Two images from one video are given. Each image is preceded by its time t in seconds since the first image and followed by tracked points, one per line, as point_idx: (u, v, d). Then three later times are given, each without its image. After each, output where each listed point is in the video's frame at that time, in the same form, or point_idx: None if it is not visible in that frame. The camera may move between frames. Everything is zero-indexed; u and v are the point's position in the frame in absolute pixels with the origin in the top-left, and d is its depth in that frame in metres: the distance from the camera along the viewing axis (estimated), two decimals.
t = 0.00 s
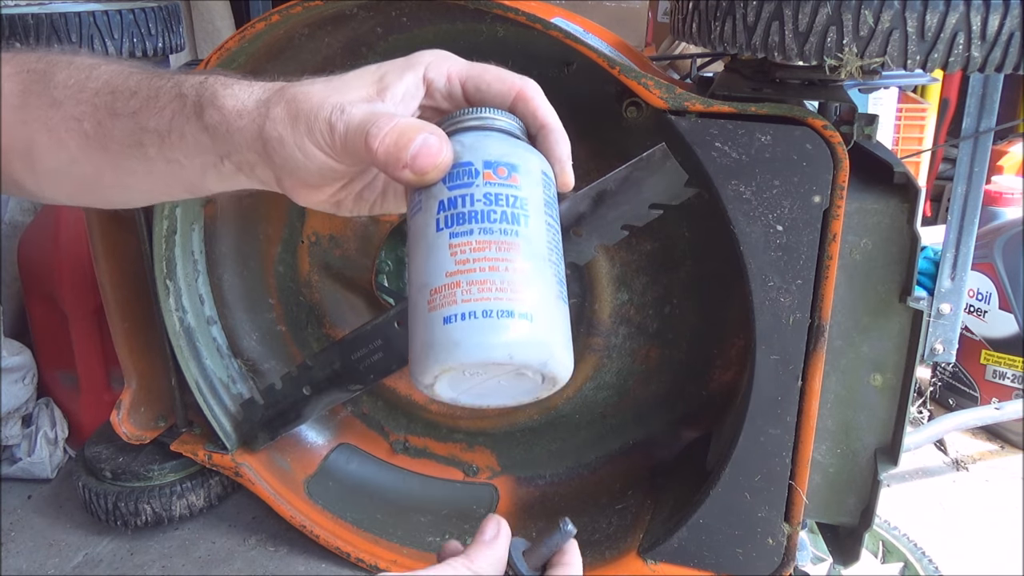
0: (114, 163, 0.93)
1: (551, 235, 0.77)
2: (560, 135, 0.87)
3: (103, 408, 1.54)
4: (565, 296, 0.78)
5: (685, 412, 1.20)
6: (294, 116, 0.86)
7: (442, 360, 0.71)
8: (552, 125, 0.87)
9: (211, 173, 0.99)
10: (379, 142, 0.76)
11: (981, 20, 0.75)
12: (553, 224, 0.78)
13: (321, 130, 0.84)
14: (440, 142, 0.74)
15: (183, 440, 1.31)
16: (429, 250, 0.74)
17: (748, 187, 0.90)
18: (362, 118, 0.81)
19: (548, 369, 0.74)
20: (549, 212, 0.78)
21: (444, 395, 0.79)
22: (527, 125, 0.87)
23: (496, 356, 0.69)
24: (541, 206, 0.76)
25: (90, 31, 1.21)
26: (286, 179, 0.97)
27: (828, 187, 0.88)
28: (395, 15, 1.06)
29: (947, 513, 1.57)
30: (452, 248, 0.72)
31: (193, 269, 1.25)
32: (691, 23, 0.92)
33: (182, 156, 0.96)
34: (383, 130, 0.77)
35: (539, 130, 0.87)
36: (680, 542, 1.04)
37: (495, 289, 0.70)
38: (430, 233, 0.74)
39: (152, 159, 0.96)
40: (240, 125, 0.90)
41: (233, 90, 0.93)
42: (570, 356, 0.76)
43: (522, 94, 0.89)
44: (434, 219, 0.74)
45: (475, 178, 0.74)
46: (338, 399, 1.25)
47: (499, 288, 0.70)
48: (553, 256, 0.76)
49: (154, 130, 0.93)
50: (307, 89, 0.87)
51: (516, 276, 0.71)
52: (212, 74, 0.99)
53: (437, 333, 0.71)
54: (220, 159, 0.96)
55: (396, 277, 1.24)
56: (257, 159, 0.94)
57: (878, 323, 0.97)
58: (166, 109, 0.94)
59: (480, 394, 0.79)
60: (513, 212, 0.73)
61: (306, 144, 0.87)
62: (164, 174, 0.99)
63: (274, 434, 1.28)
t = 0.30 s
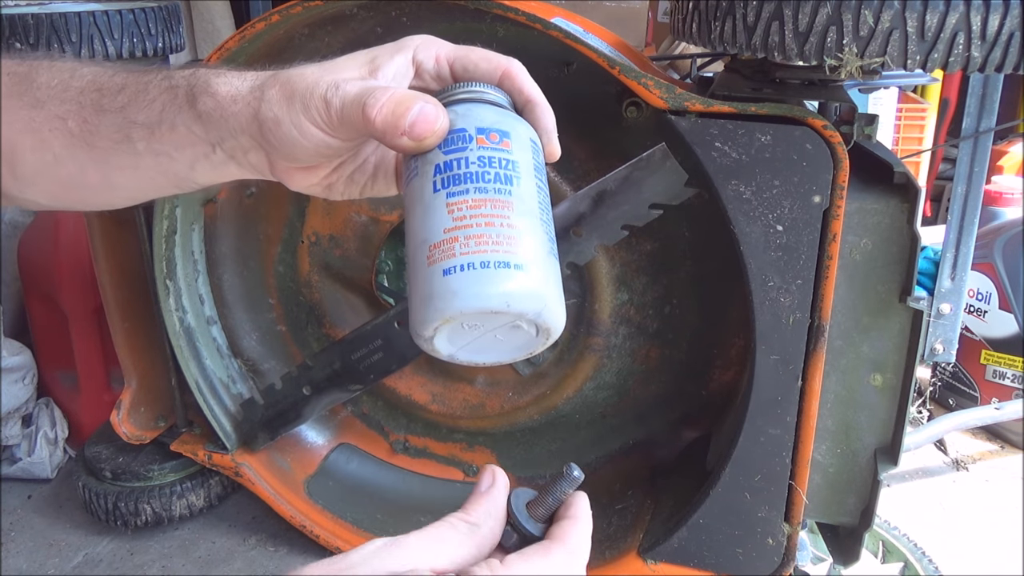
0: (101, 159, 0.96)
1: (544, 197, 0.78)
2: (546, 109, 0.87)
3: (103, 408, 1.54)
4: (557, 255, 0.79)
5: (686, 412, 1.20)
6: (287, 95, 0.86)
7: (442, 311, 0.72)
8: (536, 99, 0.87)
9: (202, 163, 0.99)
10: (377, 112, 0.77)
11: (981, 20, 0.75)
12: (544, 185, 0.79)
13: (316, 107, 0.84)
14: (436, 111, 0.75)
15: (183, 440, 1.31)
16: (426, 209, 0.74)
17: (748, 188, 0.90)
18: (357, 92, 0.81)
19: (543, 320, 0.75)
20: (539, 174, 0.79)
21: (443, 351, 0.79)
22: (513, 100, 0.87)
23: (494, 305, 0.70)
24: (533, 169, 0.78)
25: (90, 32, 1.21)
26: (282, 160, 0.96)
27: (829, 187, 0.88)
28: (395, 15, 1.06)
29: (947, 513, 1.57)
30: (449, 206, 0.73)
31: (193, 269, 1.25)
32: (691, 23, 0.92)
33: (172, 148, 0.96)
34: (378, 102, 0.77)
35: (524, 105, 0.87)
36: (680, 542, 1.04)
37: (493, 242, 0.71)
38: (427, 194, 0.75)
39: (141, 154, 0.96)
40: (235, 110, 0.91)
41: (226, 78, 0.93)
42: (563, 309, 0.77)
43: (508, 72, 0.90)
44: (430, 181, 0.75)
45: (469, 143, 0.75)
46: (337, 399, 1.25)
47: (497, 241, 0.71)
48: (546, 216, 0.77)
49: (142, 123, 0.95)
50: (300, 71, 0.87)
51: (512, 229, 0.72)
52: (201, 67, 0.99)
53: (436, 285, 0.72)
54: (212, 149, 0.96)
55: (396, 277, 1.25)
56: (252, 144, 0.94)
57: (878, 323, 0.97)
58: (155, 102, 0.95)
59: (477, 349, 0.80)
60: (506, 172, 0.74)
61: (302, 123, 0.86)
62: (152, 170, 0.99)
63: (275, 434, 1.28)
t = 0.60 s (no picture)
0: (86, 164, 0.91)
1: (525, 195, 0.78)
2: (527, 111, 0.88)
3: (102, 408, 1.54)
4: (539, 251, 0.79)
5: (686, 412, 1.20)
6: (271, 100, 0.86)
7: (423, 306, 0.71)
8: (517, 102, 0.88)
9: (186, 169, 1.00)
10: (359, 114, 0.77)
11: (981, 20, 0.75)
12: (525, 184, 0.79)
13: (299, 110, 0.84)
14: (418, 112, 0.75)
15: (183, 440, 1.31)
16: (408, 208, 0.75)
17: (748, 188, 0.90)
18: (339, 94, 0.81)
19: (524, 315, 0.74)
20: (520, 173, 0.79)
21: (426, 349, 0.79)
22: (494, 103, 0.87)
23: (474, 300, 0.70)
24: (514, 168, 0.78)
25: (90, 31, 1.21)
26: (266, 165, 0.97)
27: (829, 187, 0.88)
28: (395, 15, 1.05)
29: (947, 513, 1.57)
30: (430, 203, 0.73)
31: (193, 270, 1.25)
32: (691, 23, 0.92)
33: (156, 154, 0.97)
34: (360, 104, 0.77)
35: (506, 107, 0.88)
36: (680, 542, 1.04)
37: (473, 237, 0.71)
38: (408, 193, 0.75)
39: (125, 159, 0.96)
40: (220, 115, 0.92)
41: (211, 84, 0.94)
42: (544, 304, 0.77)
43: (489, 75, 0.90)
44: (412, 180, 0.75)
45: (450, 142, 0.75)
46: (338, 399, 1.25)
47: (477, 237, 0.71)
48: (527, 213, 0.77)
49: (126, 128, 0.95)
50: (284, 76, 0.88)
51: (493, 225, 0.72)
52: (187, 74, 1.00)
53: (417, 282, 0.72)
54: (196, 154, 0.97)
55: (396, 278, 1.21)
56: (237, 148, 0.95)
57: (877, 323, 0.97)
58: (141, 107, 0.96)
59: (460, 346, 0.80)
60: (487, 171, 0.74)
61: (286, 126, 0.87)
62: (136, 176, 0.98)
63: (275, 434, 1.28)
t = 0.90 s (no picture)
0: (70, 175, 0.97)
1: (504, 214, 0.77)
2: (510, 127, 0.87)
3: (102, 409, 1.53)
4: (519, 270, 0.78)
5: (686, 412, 1.20)
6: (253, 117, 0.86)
7: (401, 332, 0.71)
8: (500, 119, 0.87)
9: (169, 183, 1.00)
10: (336, 135, 0.76)
11: (981, 20, 0.75)
12: (506, 203, 0.78)
13: (279, 129, 0.84)
14: (395, 134, 0.74)
15: (183, 440, 1.31)
16: (387, 231, 0.74)
17: (748, 188, 0.90)
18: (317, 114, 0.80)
19: (503, 336, 0.73)
20: (500, 193, 0.78)
21: (409, 372, 0.79)
22: (476, 118, 0.87)
23: (450, 324, 0.69)
24: (493, 187, 0.77)
25: (90, 32, 1.21)
26: (249, 182, 0.96)
27: (829, 187, 0.88)
28: (395, 15, 1.05)
29: (947, 513, 1.57)
30: (407, 227, 0.72)
31: (192, 270, 1.25)
32: (691, 23, 0.92)
33: (140, 167, 0.97)
34: (336, 125, 0.76)
35: (488, 122, 0.87)
36: (680, 542, 1.04)
37: (450, 260, 0.70)
38: (387, 216, 0.75)
39: (109, 171, 0.98)
40: (202, 131, 0.91)
41: (193, 99, 0.93)
42: (524, 324, 0.75)
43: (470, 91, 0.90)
44: (390, 203, 0.75)
45: (427, 163, 0.74)
46: (337, 399, 1.25)
47: (452, 260, 0.70)
48: (506, 232, 0.76)
49: (110, 140, 0.96)
50: (265, 94, 0.87)
51: (470, 247, 0.71)
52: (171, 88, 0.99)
53: (395, 306, 0.71)
54: (179, 168, 0.97)
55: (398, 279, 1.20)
56: (219, 165, 0.94)
57: (877, 323, 0.97)
58: (125, 120, 0.96)
59: (442, 369, 0.79)
60: (464, 192, 0.73)
61: (267, 143, 0.86)
62: (120, 187, 1.00)
63: (274, 434, 1.28)
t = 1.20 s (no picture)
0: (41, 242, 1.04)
1: (448, 364, 0.80)
2: (457, 280, 0.84)
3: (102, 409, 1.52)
4: (458, 415, 0.81)
5: (685, 412, 1.20)
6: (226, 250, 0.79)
7: (350, 480, 0.74)
8: (450, 271, 0.83)
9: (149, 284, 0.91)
10: (305, 288, 0.72)
11: (981, 20, 0.75)
12: (449, 358, 0.81)
13: (251, 267, 0.78)
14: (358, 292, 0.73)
15: (183, 440, 1.31)
16: (343, 382, 0.77)
17: (748, 187, 0.90)
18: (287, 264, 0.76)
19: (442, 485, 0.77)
20: (446, 346, 0.81)
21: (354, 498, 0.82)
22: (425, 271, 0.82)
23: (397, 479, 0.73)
24: (440, 343, 0.79)
25: (90, 31, 1.21)
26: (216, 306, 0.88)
27: (828, 188, 0.88)
28: (395, 15, 1.05)
29: (947, 513, 1.57)
30: (361, 382, 0.75)
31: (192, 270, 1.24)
32: (691, 23, 0.91)
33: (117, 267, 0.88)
34: (305, 280, 0.72)
35: (436, 276, 0.83)
36: (680, 542, 1.04)
37: (396, 419, 0.73)
38: (342, 368, 0.77)
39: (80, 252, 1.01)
40: (177, 248, 0.83)
41: (171, 208, 0.84)
42: (461, 467, 0.79)
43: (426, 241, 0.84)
44: (347, 354, 0.77)
45: (382, 321, 0.76)
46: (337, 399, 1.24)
47: (397, 419, 0.73)
48: (448, 383, 0.79)
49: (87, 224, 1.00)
50: (238, 224, 0.81)
51: (412, 406, 0.74)
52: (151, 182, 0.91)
53: (347, 456, 0.74)
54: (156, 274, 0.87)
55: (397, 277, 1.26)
56: (189, 282, 0.86)
57: (877, 323, 0.97)
58: (98, 208, 0.84)
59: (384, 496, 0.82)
60: (414, 351, 0.76)
61: (234, 278, 0.79)
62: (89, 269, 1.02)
63: (274, 434, 1.28)
